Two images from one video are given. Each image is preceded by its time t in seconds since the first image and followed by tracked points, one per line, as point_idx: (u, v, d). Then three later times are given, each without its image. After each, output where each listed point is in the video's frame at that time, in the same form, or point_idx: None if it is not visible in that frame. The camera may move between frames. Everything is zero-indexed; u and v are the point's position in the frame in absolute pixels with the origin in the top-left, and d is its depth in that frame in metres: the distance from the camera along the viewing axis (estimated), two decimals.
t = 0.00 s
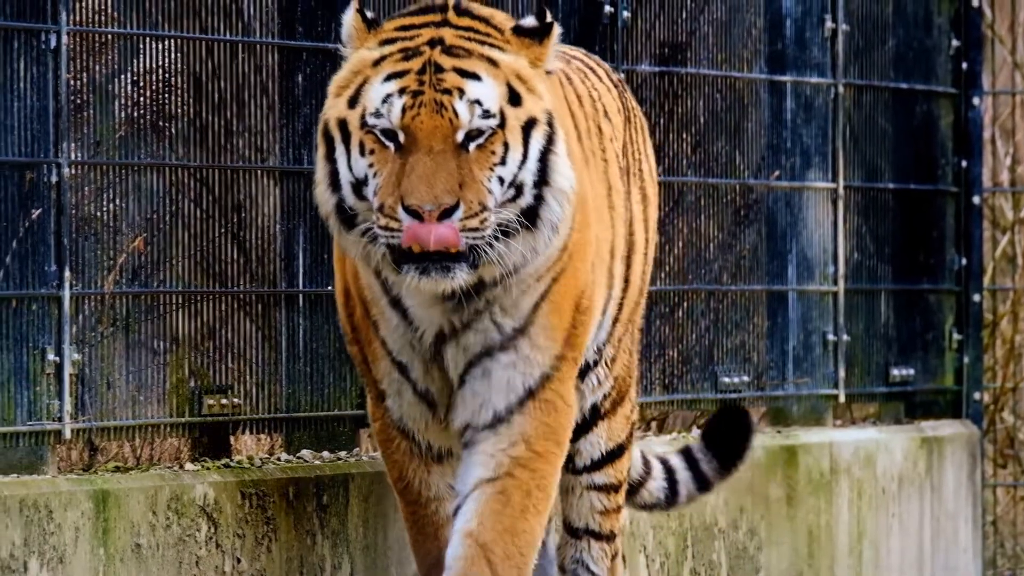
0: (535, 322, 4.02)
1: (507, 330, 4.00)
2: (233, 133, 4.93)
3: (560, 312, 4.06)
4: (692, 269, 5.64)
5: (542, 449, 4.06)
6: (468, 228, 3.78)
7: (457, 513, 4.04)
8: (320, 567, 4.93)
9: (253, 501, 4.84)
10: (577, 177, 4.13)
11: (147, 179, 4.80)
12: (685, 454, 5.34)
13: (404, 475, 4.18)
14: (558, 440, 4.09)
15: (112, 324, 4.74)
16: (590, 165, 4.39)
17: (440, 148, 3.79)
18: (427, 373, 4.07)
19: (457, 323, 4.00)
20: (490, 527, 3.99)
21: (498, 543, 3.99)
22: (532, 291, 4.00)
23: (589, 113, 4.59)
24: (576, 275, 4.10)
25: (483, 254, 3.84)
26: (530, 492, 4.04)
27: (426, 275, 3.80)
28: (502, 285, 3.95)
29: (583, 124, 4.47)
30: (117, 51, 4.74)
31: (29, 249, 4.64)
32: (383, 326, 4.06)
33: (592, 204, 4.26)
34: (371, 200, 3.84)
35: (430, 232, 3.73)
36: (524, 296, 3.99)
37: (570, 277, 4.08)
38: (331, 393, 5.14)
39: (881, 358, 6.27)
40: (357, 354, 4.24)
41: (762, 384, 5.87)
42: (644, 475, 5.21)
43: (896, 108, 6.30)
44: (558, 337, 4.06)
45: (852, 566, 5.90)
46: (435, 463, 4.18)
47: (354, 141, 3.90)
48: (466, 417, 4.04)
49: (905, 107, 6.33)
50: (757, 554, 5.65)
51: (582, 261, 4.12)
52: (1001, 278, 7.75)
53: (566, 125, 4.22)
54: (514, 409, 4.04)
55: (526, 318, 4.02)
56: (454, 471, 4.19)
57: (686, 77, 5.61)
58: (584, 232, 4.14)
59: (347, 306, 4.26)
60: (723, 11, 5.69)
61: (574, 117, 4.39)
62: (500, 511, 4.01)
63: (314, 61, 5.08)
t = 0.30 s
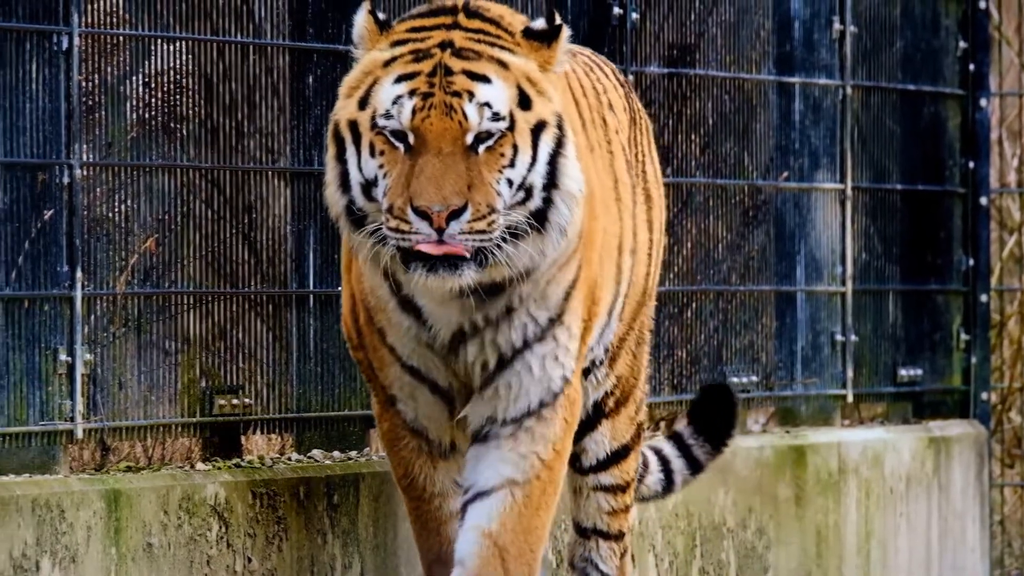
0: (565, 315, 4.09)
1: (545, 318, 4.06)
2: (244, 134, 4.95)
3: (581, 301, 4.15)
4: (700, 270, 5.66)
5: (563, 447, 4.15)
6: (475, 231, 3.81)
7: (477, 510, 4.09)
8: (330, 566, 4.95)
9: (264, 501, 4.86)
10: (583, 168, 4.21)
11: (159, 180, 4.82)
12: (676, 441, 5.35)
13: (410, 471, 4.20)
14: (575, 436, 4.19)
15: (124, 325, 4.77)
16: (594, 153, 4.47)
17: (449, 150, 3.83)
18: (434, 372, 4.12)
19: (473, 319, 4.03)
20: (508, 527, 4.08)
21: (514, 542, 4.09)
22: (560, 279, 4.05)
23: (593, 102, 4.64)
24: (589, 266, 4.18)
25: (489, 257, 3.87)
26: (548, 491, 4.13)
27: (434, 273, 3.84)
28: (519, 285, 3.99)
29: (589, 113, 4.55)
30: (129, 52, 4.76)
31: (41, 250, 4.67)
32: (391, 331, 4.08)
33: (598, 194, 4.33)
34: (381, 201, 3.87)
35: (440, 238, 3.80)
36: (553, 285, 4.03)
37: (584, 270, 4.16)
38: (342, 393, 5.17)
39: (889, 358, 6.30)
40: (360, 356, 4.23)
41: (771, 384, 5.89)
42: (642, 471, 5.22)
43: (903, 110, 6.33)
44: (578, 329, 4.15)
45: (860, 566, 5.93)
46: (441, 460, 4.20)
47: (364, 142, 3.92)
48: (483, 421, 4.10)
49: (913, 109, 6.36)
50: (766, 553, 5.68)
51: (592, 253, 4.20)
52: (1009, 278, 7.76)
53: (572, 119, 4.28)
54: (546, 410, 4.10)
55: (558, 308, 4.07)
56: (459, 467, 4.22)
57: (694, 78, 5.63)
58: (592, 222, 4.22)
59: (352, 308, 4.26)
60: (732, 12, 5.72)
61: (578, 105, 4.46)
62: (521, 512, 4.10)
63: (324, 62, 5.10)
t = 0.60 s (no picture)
0: (572, 310, 4.12)
1: (554, 313, 4.09)
2: (255, 135, 4.97)
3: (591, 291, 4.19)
4: (710, 270, 5.68)
5: (566, 438, 4.18)
6: (484, 227, 3.83)
7: (485, 505, 4.15)
8: (342, 566, 4.97)
9: (275, 500, 4.88)
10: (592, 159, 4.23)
11: (171, 181, 4.84)
12: (668, 435, 5.32)
13: (407, 461, 4.18)
14: (580, 427, 4.22)
15: (136, 325, 4.79)
16: (601, 139, 4.50)
17: (458, 147, 3.84)
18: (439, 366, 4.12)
19: (485, 313, 4.05)
20: (517, 521, 4.14)
21: (524, 537, 4.14)
22: (574, 268, 4.08)
23: (596, 89, 4.66)
24: (597, 261, 4.22)
25: (497, 252, 3.88)
26: (555, 482, 4.16)
27: (444, 263, 3.85)
28: (532, 278, 4.02)
29: (593, 100, 4.57)
30: (140, 54, 4.78)
31: (54, 250, 4.69)
32: (398, 331, 4.08)
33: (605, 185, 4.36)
34: (390, 198, 3.88)
35: (449, 234, 3.80)
36: (568, 274, 4.07)
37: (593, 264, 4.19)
38: (353, 394, 5.18)
39: (898, 358, 6.32)
40: (370, 350, 4.24)
41: (780, 385, 5.91)
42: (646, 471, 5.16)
43: (912, 111, 6.35)
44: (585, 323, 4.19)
45: (869, 565, 5.95)
46: (440, 450, 4.18)
47: (374, 139, 3.93)
48: (486, 419, 4.15)
49: (922, 110, 6.37)
50: (776, 553, 5.71)
51: (600, 246, 4.24)
52: (1017, 279, 7.78)
53: (580, 111, 4.30)
54: (550, 404, 4.14)
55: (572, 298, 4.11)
56: (457, 460, 4.19)
57: (704, 80, 5.65)
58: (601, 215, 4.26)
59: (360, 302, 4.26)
60: (741, 14, 5.74)
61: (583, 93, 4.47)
62: (528, 506, 4.14)
63: (335, 64, 5.11)
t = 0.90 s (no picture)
0: (579, 305, 4.15)
1: (560, 310, 4.10)
2: (267, 135, 4.98)
3: (595, 289, 4.20)
4: (721, 270, 5.69)
5: (573, 435, 4.19)
6: (490, 223, 3.84)
7: (495, 504, 4.15)
8: (354, 565, 4.98)
9: (288, 500, 4.89)
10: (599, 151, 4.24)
11: (184, 181, 4.85)
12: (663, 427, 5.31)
13: (399, 455, 4.17)
14: (586, 423, 4.23)
15: (148, 325, 4.80)
16: (607, 132, 4.51)
17: (465, 143, 3.85)
18: (442, 357, 4.10)
19: (496, 306, 4.06)
20: (527, 518, 4.14)
21: (533, 533, 4.15)
22: (580, 265, 4.10)
23: (598, 79, 4.66)
24: (604, 255, 4.24)
25: (505, 247, 3.90)
26: (563, 478, 4.17)
27: (451, 256, 3.84)
28: (542, 272, 4.04)
29: (598, 91, 4.59)
30: (152, 55, 4.79)
31: (66, 251, 4.70)
32: (403, 322, 4.07)
33: (611, 178, 4.37)
34: (397, 192, 3.89)
35: (455, 230, 3.81)
36: (574, 270, 4.09)
37: (600, 257, 4.22)
38: (365, 394, 5.20)
39: (909, 358, 6.32)
40: (371, 342, 4.22)
41: (791, 385, 5.91)
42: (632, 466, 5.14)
43: (923, 112, 6.36)
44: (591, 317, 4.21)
45: (880, 565, 5.97)
46: (432, 445, 4.17)
47: (381, 133, 3.95)
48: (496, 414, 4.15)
49: (932, 111, 6.38)
50: (787, 553, 5.72)
51: (608, 238, 4.26)
52: None
53: (586, 103, 4.31)
54: (556, 400, 4.15)
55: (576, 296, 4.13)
56: (447, 458, 4.19)
57: (715, 81, 5.66)
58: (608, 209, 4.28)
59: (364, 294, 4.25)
60: (752, 15, 5.75)
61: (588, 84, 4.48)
62: (536, 502, 4.14)
63: (347, 65, 5.12)
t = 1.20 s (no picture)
0: (584, 302, 4.13)
1: (564, 310, 4.09)
2: (280, 136, 4.98)
3: (601, 287, 4.19)
4: (733, 270, 5.70)
5: (581, 432, 4.19)
6: (493, 219, 3.82)
7: (504, 502, 4.17)
8: (366, 565, 4.99)
9: (299, 500, 4.90)
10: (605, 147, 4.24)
11: (196, 181, 4.85)
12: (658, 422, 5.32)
13: (391, 443, 4.09)
14: (594, 421, 4.22)
15: (160, 326, 4.81)
16: (614, 127, 4.52)
17: (469, 138, 3.83)
18: (442, 348, 4.07)
19: (506, 304, 4.04)
20: (537, 516, 4.14)
21: (543, 531, 4.15)
22: (582, 264, 4.09)
23: (602, 73, 4.64)
24: (612, 251, 4.24)
25: (506, 242, 3.88)
26: (572, 475, 4.17)
27: (452, 251, 3.84)
28: (548, 272, 4.02)
29: (603, 86, 4.58)
30: (165, 55, 4.79)
31: (78, 251, 4.71)
32: (401, 315, 4.04)
33: (618, 174, 4.37)
34: (401, 185, 3.88)
35: (458, 225, 3.80)
36: (575, 270, 4.08)
37: (607, 253, 4.21)
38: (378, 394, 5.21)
39: (920, 358, 6.33)
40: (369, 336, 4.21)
41: (802, 385, 5.92)
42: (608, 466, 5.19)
43: (934, 113, 6.36)
44: (598, 315, 4.20)
45: (891, 564, 5.98)
46: (425, 438, 4.11)
47: (386, 126, 3.93)
48: (506, 412, 4.17)
49: (943, 111, 6.39)
50: (798, 553, 5.72)
51: (615, 233, 4.26)
52: None
53: (592, 98, 4.30)
54: (563, 399, 4.15)
55: (579, 295, 4.12)
56: (437, 456, 4.15)
57: (727, 81, 5.66)
58: (615, 204, 4.28)
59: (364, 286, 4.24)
60: (764, 16, 5.76)
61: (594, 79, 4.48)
62: (545, 501, 4.14)
63: (359, 65, 5.13)
